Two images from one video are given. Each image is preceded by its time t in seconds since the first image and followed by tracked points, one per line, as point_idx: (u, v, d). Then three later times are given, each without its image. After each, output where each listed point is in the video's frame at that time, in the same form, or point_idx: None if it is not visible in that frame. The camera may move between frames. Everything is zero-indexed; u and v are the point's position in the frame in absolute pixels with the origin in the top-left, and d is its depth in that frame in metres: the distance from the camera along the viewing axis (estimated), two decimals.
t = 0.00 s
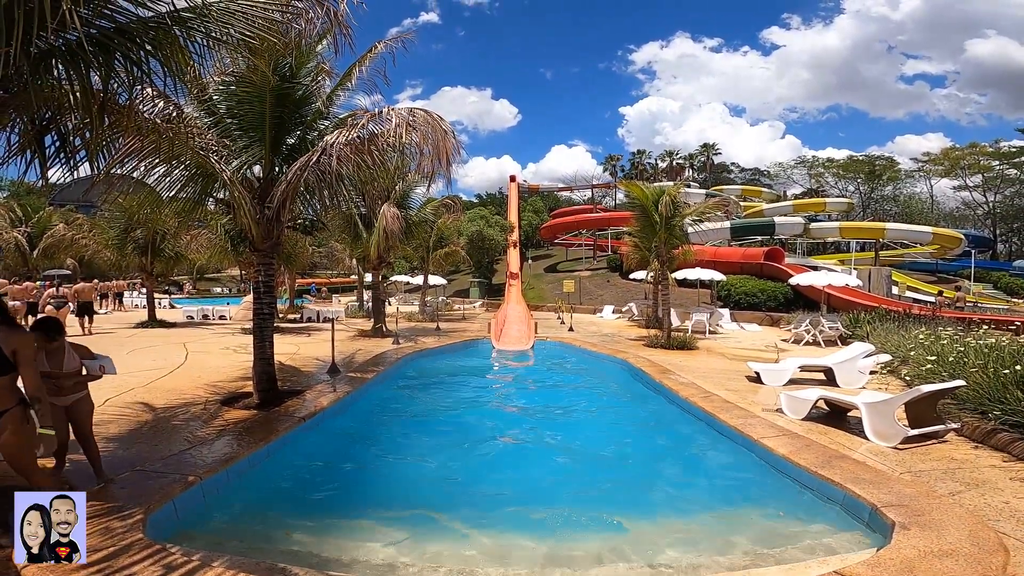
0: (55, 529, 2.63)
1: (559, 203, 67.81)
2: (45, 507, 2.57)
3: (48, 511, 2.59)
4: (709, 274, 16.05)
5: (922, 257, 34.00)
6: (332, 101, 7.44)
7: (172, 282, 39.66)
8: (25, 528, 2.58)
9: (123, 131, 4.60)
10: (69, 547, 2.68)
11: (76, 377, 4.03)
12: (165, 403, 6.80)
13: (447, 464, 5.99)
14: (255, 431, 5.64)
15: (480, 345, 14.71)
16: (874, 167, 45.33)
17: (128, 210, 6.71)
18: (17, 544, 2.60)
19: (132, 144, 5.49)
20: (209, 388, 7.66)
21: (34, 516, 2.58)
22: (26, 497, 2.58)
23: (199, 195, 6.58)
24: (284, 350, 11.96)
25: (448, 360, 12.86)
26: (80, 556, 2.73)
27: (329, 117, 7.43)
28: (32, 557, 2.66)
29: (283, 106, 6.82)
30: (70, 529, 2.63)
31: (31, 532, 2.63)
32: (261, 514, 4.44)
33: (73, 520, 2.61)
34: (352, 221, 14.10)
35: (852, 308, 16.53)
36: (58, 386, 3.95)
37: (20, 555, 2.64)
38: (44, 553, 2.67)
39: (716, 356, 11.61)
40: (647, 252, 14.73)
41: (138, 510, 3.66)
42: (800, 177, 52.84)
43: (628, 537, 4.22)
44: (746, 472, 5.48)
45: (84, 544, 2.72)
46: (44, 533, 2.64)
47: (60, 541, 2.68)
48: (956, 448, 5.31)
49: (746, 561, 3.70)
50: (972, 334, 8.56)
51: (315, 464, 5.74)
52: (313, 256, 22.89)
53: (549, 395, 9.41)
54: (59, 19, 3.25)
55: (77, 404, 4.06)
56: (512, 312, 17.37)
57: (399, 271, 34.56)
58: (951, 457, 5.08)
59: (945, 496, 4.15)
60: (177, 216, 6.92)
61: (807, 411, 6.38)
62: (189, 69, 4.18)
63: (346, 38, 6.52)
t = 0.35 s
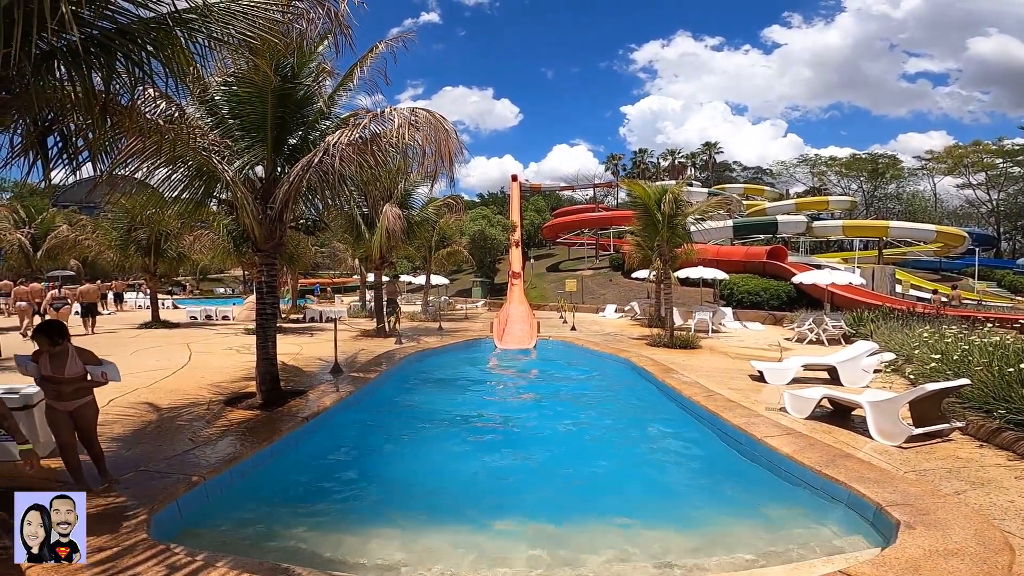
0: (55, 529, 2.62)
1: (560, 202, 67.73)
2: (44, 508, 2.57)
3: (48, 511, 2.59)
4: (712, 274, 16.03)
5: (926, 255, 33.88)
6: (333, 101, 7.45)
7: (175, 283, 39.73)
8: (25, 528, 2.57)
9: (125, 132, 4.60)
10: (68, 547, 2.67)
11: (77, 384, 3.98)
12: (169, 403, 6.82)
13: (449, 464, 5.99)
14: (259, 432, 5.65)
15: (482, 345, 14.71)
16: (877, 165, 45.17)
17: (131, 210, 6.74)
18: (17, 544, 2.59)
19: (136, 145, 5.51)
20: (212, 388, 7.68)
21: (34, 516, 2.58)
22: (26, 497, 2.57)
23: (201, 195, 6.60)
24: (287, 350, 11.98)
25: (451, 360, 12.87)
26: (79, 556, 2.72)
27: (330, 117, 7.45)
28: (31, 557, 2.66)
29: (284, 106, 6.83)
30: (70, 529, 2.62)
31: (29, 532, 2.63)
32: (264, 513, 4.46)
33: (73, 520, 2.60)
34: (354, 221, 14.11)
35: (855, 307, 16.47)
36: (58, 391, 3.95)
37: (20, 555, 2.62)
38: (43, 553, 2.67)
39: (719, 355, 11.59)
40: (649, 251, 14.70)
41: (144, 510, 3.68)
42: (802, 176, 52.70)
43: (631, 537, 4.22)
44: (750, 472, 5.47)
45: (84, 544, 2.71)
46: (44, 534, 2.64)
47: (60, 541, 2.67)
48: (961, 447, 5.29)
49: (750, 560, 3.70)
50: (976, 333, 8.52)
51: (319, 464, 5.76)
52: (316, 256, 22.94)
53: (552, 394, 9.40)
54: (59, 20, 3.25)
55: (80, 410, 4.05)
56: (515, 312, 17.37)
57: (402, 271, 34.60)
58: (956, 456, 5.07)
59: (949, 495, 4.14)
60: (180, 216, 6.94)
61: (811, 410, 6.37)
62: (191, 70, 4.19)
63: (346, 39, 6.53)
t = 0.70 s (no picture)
0: (55, 529, 2.52)
1: (564, 202, 67.67)
2: (45, 508, 2.47)
3: (48, 511, 2.50)
4: (716, 273, 15.97)
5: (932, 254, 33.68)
6: (337, 102, 7.48)
7: (180, 284, 39.96)
8: (25, 529, 2.47)
9: (131, 134, 4.62)
10: (68, 547, 2.46)
11: (67, 390, 3.93)
12: (175, 403, 6.86)
13: (454, 464, 6.00)
14: (264, 432, 5.66)
15: (487, 345, 14.72)
16: (882, 164, 44.95)
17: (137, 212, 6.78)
18: (15, 545, 2.46)
19: (142, 146, 5.54)
20: (219, 389, 7.72)
21: (34, 516, 2.48)
22: (24, 497, 2.49)
23: (207, 197, 6.64)
24: (292, 350, 12.02)
25: (456, 361, 12.88)
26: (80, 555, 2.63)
27: (335, 118, 7.48)
28: (32, 557, 2.53)
29: (289, 107, 6.85)
30: (71, 529, 2.50)
31: (28, 532, 2.54)
32: (272, 514, 4.48)
33: (73, 520, 2.47)
34: (359, 222, 14.15)
35: (861, 306, 16.40)
36: (48, 399, 3.89)
37: (20, 555, 2.48)
38: (45, 553, 2.53)
39: (724, 355, 11.56)
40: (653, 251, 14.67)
41: (151, 510, 3.72)
42: (807, 175, 52.48)
43: (636, 537, 4.22)
44: (756, 473, 5.43)
45: (85, 544, 2.57)
46: (44, 533, 2.52)
47: (60, 541, 2.49)
48: (969, 447, 5.25)
49: (755, 560, 3.70)
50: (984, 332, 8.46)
51: (324, 464, 5.78)
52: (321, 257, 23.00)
53: (556, 395, 9.38)
54: (65, 22, 3.27)
55: (70, 417, 3.96)
56: (519, 312, 17.38)
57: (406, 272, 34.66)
58: (964, 456, 5.03)
59: (957, 496, 4.11)
60: (185, 218, 6.96)
61: (817, 411, 6.35)
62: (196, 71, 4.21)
63: (350, 40, 6.55)
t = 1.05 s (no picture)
0: (54, 529, 2.70)
1: (567, 203, 67.64)
2: (45, 508, 2.63)
3: (48, 511, 2.65)
4: (720, 274, 15.92)
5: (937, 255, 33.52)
6: (341, 102, 7.50)
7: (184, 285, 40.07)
8: (25, 528, 2.63)
9: (136, 134, 4.64)
10: (69, 548, 2.79)
11: (53, 405, 3.87)
12: (180, 403, 6.89)
13: (456, 465, 6.00)
14: (267, 433, 5.67)
15: (490, 346, 14.73)
16: (887, 165, 44.79)
17: (141, 213, 6.80)
18: (16, 544, 2.65)
19: (147, 148, 5.57)
20: (223, 389, 7.75)
21: (34, 516, 2.64)
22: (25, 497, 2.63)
23: (211, 198, 6.66)
24: (296, 351, 12.05)
25: (459, 361, 12.89)
26: (78, 555, 2.85)
27: (338, 119, 7.51)
28: (32, 557, 2.73)
29: (293, 108, 6.87)
30: (70, 529, 2.70)
31: (28, 532, 2.70)
32: (276, 513, 4.50)
33: (73, 521, 2.68)
34: (362, 222, 14.17)
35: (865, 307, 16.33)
36: (33, 416, 3.84)
37: (20, 555, 2.69)
38: (44, 553, 2.76)
39: (727, 356, 11.53)
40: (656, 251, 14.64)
41: (155, 510, 3.73)
42: (811, 175, 52.32)
43: (638, 537, 4.22)
44: (760, 475, 5.40)
45: (84, 545, 2.81)
46: (44, 533, 2.70)
47: (60, 542, 2.77)
48: (974, 448, 5.23)
49: (759, 561, 3.70)
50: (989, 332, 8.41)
51: (327, 464, 5.80)
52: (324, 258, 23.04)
53: (559, 395, 9.37)
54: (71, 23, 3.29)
55: (59, 433, 3.90)
56: (522, 312, 17.38)
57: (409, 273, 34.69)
58: (969, 457, 5.01)
59: (962, 497, 4.10)
60: (190, 219, 6.99)
61: (821, 412, 6.33)
62: (200, 73, 4.23)
63: (354, 41, 6.58)
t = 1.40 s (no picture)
0: (55, 529, 2.75)
1: (569, 203, 67.66)
2: (45, 507, 2.67)
3: (48, 511, 2.69)
4: (722, 274, 15.91)
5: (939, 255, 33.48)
6: (343, 103, 7.52)
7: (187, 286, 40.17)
8: (26, 527, 2.68)
9: (138, 136, 4.66)
10: (70, 548, 2.86)
11: (12, 423, 3.43)
12: (183, 404, 6.91)
13: (458, 465, 5.99)
14: (269, 433, 5.69)
15: (491, 346, 14.74)
16: (889, 164, 44.76)
17: (144, 214, 6.82)
18: (17, 544, 2.70)
19: (149, 149, 5.58)
20: (226, 389, 7.77)
21: (34, 515, 2.69)
22: (27, 497, 2.67)
23: (214, 198, 6.67)
24: (297, 351, 12.08)
25: (461, 362, 12.92)
26: (79, 556, 2.91)
27: (339, 119, 7.52)
28: (32, 556, 2.80)
29: (294, 109, 6.88)
30: (70, 529, 2.75)
31: (30, 532, 2.74)
32: (279, 514, 4.50)
33: (73, 521, 2.73)
34: (364, 223, 14.19)
35: (867, 308, 16.29)
36: None
37: (21, 554, 2.76)
38: (44, 552, 2.82)
39: (729, 357, 11.51)
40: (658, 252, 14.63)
41: (157, 508, 3.75)
42: (813, 175, 52.26)
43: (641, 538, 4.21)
44: (762, 476, 5.39)
45: (83, 545, 2.87)
46: (44, 533, 2.75)
47: (60, 541, 2.83)
48: (976, 448, 5.21)
49: (760, 561, 3.69)
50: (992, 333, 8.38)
51: (329, 464, 5.81)
52: (326, 258, 23.07)
53: (560, 396, 9.37)
54: (74, 25, 3.31)
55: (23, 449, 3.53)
56: (524, 313, 17.39)
57: (411, 273, 34.74)
58: (971, 458, 5.00)
59: (964, 497, 4.09)
60: (193, 220, 7.01)
61: (822, 412, 6.32)
62: (203, 74, 4.25)
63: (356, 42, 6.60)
